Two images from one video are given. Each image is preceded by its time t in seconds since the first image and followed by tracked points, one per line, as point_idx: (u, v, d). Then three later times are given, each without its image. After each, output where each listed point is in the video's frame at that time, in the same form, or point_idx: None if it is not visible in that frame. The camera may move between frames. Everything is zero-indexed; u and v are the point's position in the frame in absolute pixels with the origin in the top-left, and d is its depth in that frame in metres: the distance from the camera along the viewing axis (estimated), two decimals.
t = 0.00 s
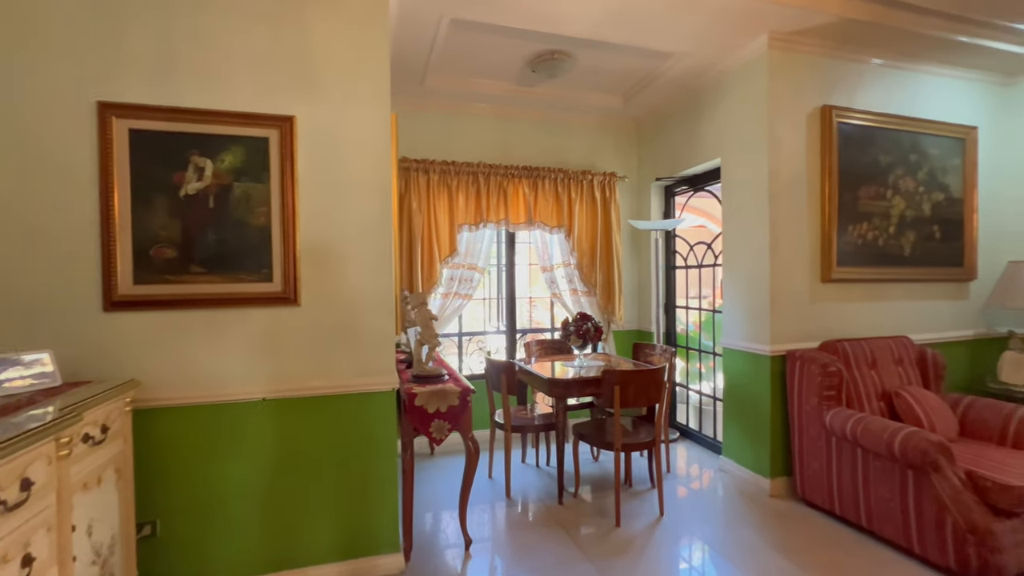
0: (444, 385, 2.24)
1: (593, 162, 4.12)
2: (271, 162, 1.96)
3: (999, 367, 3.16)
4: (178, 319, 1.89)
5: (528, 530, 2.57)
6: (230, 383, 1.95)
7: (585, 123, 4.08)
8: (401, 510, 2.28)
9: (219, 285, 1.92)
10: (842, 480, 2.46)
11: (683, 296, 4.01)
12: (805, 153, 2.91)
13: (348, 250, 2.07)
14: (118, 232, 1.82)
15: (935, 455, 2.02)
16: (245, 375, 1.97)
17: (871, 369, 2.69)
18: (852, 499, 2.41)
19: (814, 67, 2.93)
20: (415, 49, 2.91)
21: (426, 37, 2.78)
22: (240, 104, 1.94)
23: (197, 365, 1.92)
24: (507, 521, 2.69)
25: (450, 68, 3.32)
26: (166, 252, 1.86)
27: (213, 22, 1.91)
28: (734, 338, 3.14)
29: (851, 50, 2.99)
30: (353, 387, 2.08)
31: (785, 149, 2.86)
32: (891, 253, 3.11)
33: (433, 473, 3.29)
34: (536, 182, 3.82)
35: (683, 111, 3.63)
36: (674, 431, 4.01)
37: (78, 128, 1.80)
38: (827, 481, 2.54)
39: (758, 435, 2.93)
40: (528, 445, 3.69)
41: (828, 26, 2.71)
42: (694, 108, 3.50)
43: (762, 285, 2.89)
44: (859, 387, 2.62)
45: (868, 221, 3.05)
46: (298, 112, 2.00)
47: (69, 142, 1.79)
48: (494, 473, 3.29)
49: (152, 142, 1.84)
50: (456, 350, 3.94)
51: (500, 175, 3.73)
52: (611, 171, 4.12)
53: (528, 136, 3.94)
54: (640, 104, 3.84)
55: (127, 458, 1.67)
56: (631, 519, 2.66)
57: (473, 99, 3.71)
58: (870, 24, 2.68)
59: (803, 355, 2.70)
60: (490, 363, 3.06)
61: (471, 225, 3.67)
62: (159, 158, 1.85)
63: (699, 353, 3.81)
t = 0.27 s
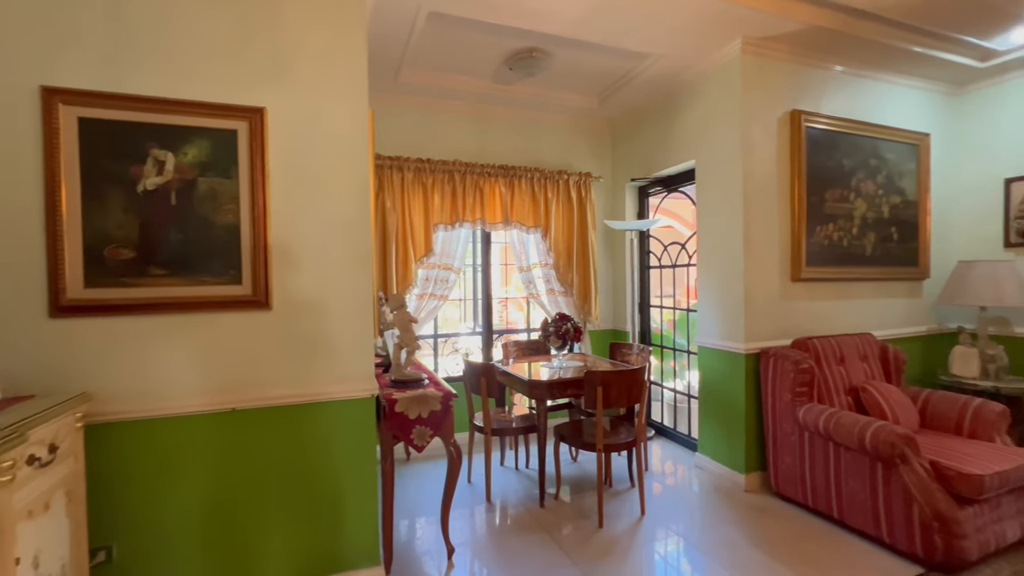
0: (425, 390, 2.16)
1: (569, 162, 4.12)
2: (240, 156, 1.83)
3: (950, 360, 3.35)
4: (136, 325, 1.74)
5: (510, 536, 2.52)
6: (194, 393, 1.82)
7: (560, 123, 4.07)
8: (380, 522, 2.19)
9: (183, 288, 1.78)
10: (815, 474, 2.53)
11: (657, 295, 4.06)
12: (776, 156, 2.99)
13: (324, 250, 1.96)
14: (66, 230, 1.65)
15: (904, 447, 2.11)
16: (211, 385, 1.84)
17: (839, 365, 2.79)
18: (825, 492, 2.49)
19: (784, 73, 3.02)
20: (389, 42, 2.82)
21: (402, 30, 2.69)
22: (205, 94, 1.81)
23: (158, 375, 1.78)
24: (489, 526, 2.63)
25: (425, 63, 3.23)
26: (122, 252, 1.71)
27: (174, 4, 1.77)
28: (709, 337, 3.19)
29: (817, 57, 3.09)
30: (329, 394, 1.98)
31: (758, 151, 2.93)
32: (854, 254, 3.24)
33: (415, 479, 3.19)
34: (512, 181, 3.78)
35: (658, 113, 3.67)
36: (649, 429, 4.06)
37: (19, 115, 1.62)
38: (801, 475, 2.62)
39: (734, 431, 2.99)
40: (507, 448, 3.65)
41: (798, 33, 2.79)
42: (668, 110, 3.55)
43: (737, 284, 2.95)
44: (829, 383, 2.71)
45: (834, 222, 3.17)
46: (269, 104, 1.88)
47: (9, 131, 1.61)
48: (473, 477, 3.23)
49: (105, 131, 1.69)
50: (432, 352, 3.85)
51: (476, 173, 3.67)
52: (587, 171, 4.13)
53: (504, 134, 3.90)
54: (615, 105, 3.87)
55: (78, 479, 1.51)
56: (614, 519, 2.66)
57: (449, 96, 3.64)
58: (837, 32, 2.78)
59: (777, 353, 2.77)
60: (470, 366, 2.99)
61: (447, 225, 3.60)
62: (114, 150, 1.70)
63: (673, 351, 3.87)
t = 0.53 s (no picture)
0: (401, 393, 2.10)
1: (542, 161, 4.11)
2: (202, 148, 1.71)
3: (901, 354, 3.54)
4: (83, 329, 1.60)
5: (489, 539, 2.48)
6: (151, 402, 1.69)
7: (533, 122, 4.06)
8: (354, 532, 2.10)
9: (137, 289, 1.65)
10: (783, 466, 2.61)
11: (628, 294, 4.10)
12: (744, 158, 3.07)
13: (293, 248, 1.86)
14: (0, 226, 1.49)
15: (867, 438, 2.21)
16: (170, 392, 1.71)
17: (804, 360, 2.90)
18: (793, 483, 2.57)
19: (751, 78, 3.10)
20: (359, 33, 2.72)
21: (373, 21, 2.60)
22: (161, 80, 1.68)
23: (109, 383, 1.64)
24: (467, 530, 2.58)
25: (396, 57, 3.14)
26: (67, 250, 1.56)
27: None
28: (681, 334, 3.25)
29: (781, 62, 3.20)
30: (300, 400, 1.87)
31: (727, 153, 3.01)
32: (815, 253, 3.38)
33: (390, 484, 3.10)
34: (485, 179, 3.74)
35: (629, 114, 3.71)
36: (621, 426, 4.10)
37: None
38: (770, 467, 2.70)
39: (705, 427, 3.06)
40: (481, 449, 3.60)
41: (765, 38, 2.88)
42: (640, 112, 3.59)
43: (708, 283, 3.02)
44: (796, 378, 2.81)
45: (797, 223, 3.29)
46: (233, 93, 1.77)
47: None
48: (447, 481, 3.17)
49: (47, 118, 1.54)
50: (403, 354, 3.75)
51: (449, 171, 3.60)
52: (559, 170, 4.14)
53: (477, 132, 3.84)
54: (588, 105, 3.88)
55: (15, 501, 1.37)
56: (593, 518, 2.67)
57: (420, 91, 3.55)
58: (801, 39, 2.88)
59: (746, 349, 2.85)
60: (444, 367, 2.93)
61: (419, 223, 3.52)
62: (57, 138, 1.55)
63: (644, 349, 3.93)
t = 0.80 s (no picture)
0: (370, 396, 2.02)
1: (512, 160, 4.08)
2: (152, 137, 1.59)
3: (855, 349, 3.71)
4: (14, 333, 1.45)
5: (462, 544, 2.43)
6: (94, 412, 1.55)
7: (503, 121, 4.03)
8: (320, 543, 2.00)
9: (78, 289, 1.51)
10: (750, 460, 2.68)
11: (598, 293, 4.13)
12: (710, 159, 3.14)
13: (254, 245, 1.76)
14: None
15: (828, 430, 2.29)
16: (116, 401, 1.58)
17: (767, 356, 2.99)
18: (759, 476, 2.64)
19: (716, 81, 3.18)
20: (324, 23, 2.61)
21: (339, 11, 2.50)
22: (105, 63, 1.55)
23: (45, 392, 1.49)
24: (438, 535, 2.51)
25: (363, 50, 3.04)
26: None
27: None
28: (650, 333, 3.29)
29: (744, 67, 3.29)
30: (262, 407, 1.77)
31: (694, 155, 3.07)
32: (777, 253, 3.50)
33: (359, 491, 3.00)
34: (455, 177, 3.68)
35: (599, 115, 3.73)
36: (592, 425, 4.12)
37: None
38: (737, 462, 2.77)
39: (675, 424, 3.11)
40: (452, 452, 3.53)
41: (730, 43, 2.95)
42: (610, 113, 3.62)
43: (676, 282, 3.07)
44: (760, 374, 2.89)
45: (760, 223, 3.39)
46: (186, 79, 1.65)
47: None
48: (418, 486, 3.09)
49: None
50: (371, 356, 3.64)
51: (418, 168, 3.53)
52: (530, 170, 4.12)
53: (446, 130, 3.78)
54: (558, 104, 3.89)
55: None
56: (567, 518, 2.66)
57: (388, 86, 3.46)
58: (763, 45, 2.97)
59: (714, 347, 2.91)
60: (415, 369, 2.86)
61: (387, 221, 3.43)
62: None
63: (614, 348, 3.95)
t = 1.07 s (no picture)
0: (335, 402, 1.93)
1: (481, 160, 4.03)
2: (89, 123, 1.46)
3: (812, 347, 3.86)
4: None
5: (432, 552, 2.35)
6: (22, 426, 1.40)
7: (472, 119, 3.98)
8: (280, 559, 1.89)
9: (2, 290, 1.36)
10: (717, 457, 2.73)
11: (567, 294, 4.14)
12: (677, 162, 3.20)
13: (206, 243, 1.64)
14: None
15: (791, 426, 2.35)
16: (48, 413, 1.43)
17: (732, 355, 3.07)
18: (725, 473, 2.69)
19: (682, 85, 3.24)
20: (285, 11, 2.49)
21: None
22: (35, 41, 1.40)
23: None
24: (407, 545, 2.43)
25: (327, 42, 2.93)
26: None
27: None
28: (620, 333, 3.31)
29: (708, 73, 3.37)
30: (215, 416, 1.65)
31: (662, 157, 3.11)
32: (739, 254, 3.60)
33: (323, 500, 2.87)
34: (423, 175, 3.60)
35: (568, 116, 3.74)
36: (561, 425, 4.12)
37: None
38: (704, 459, 2.81)
39: (644, 423, 3.14)
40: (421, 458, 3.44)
41: (696, 48, 3.01)
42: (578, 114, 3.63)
43: (645, 282, 3.10)
44: (725, 372, 2.96)
45: (724, 225, 3.48)
46: (130, 62, 1.52)
47: None
48: (385, 494, 2.98)
49: None
50: (335, 360, 3.51)
51: (384, 166, 3.43)
52: (499, 170, 4.09)
53: (413, 127, 3.69)
54: (527, 105, 3.87)
55: None
56: (538, 521, 2.63)
57: (352, 81, 3.35)
58: (727, 51, 3.05)
59: (681, 346, 2.95)
60: (382, 373, 2.76)
61: (352, 220, 3.31)
62: None
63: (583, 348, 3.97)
